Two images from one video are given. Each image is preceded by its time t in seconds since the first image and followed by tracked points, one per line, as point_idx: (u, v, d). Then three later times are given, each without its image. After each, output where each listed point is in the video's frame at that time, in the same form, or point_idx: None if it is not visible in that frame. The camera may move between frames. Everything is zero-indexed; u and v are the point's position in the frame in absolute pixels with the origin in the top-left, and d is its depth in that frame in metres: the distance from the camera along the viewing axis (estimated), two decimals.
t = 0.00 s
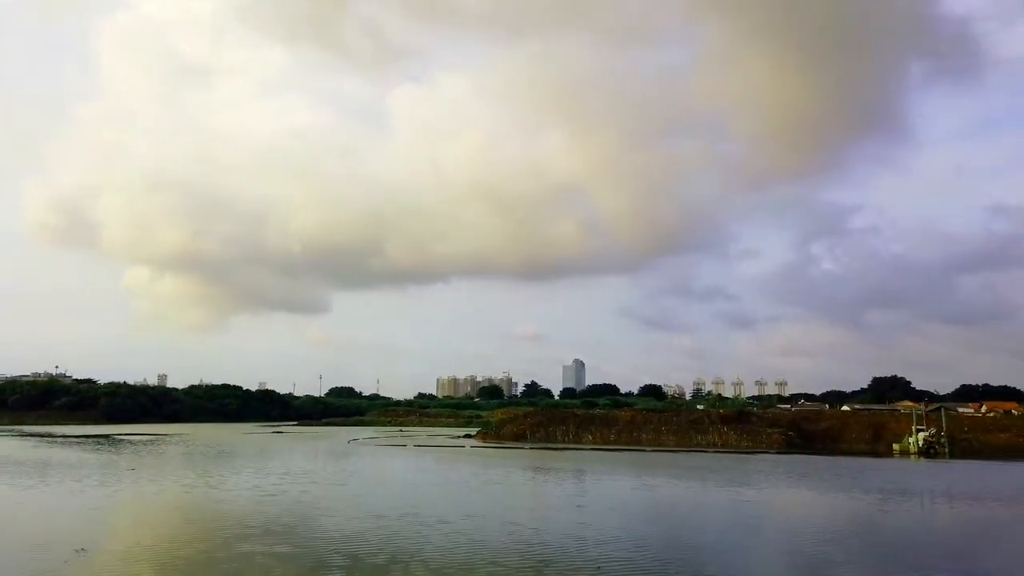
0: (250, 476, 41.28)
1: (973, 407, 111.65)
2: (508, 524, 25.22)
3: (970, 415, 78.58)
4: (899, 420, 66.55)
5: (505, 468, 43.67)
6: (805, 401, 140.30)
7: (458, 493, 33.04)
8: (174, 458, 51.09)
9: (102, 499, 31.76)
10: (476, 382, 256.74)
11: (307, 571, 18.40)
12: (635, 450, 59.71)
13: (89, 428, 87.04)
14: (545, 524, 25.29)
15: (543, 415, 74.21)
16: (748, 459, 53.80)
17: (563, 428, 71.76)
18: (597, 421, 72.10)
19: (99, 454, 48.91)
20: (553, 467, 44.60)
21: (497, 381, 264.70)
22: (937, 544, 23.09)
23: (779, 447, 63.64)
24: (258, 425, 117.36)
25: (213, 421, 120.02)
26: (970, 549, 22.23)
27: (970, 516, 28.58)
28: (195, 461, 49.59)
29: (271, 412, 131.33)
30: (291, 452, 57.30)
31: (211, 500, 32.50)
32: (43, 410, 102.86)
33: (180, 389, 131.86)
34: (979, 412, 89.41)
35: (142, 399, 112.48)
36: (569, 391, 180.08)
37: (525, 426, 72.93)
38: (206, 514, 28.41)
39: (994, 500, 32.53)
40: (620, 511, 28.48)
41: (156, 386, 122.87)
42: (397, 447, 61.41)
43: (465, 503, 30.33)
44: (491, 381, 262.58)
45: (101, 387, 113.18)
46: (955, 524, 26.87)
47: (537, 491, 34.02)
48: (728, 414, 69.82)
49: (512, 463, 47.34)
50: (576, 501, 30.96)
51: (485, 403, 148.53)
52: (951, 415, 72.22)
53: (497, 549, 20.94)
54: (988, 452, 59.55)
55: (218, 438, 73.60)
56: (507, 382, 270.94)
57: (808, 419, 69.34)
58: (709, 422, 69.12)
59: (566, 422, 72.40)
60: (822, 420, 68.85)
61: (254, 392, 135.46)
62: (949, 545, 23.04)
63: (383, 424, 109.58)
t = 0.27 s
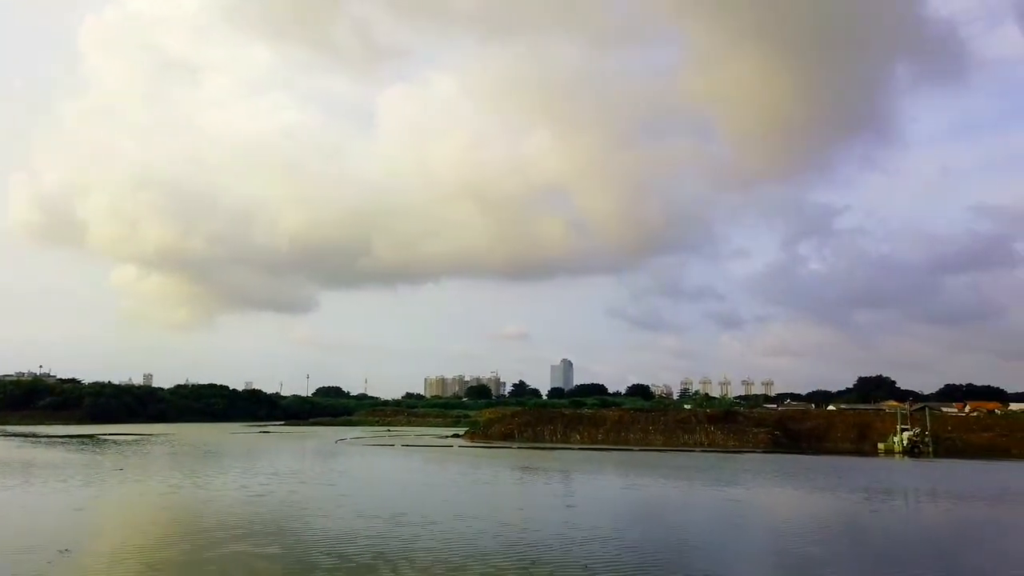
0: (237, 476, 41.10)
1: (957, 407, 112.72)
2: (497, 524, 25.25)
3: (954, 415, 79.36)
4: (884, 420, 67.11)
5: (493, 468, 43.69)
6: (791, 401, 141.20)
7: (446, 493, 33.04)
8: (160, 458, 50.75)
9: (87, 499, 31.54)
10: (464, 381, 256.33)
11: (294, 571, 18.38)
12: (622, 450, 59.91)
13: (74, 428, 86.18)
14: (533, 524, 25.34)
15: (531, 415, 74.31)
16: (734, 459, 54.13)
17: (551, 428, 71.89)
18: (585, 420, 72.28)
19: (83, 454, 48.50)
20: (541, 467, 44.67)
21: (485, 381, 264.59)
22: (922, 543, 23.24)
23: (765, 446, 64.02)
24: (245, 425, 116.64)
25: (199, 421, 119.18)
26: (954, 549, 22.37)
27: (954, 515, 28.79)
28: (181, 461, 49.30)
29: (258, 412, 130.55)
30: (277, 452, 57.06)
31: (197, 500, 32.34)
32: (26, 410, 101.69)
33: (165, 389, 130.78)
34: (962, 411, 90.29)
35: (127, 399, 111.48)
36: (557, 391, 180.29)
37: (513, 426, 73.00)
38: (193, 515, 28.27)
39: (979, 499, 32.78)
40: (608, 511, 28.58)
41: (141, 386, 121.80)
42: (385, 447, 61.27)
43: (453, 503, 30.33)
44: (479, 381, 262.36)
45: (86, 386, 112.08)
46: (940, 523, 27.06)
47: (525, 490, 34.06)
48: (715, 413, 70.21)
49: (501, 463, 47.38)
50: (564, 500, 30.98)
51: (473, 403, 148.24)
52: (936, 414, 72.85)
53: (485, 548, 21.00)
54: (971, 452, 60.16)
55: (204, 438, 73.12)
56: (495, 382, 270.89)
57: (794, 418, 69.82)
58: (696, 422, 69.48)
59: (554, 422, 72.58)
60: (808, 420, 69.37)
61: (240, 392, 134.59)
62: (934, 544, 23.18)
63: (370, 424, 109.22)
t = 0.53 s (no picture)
0: (226, 476, 40.94)
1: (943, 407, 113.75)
2: (488, 524, 25.29)
3: (939, 414, 80.21)
4: (871, 419, 67.66)
5: (483, 468, 43.72)
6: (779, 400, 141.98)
7: (437, 493, 33.05)
8: (147, 458, 50.43)
9: (74, 500, 31.32)
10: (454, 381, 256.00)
11: (284, 572, 18.36)
12: (612, 450, 60.03)
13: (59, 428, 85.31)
14: (524, 523, 25.41)
15: (521, 414, 74.38)
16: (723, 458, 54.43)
17: (541, 427, 71.98)
18: (574, 420, 72.42)
19: (70, 454, 48.14)
20: (531, 466, 44.74)
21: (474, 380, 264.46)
22: (913, 542, 23.42)
23: (753, 446, 64.33)
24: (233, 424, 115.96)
25: (187, 421, 118.37)
26: (944, 548, 22.57)
27: (943, 514, 29.03)
28: (169, 461, 49.02)
29: (246, 412, 129.80)
30: (266, 452, 56.82)
31: (185, 501, 32.19)
32: (11, 410, 100.63)
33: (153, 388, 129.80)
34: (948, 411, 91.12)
35: (114, 398, 110.54)
36: (547, 390, 180.41)
37: (503, 425, 73.03)
38: (181, 515, 28.15)
39: (967, 499, 33.09)
40: (598, 510, 28.68)
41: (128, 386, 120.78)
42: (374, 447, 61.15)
43: (444, 502, 30.35)
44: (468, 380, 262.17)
45: (72, 386, 111.03)
46: (929, 522, 27.28)
47: (515, 490, 34.13)
48: (704, 413, 70.55)
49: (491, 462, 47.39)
50: (555, 500, 31.04)
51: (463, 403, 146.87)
52: (922, 414, 73.53)
53: (475, 548, 21.04)
54: (957, 451, 60.79)
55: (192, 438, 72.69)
56: (485, 381, 270.78)
57: (782, 418, 70.25)
58: (685, 421, 69.78)
59: (544, 421, 72.65)
60: (796, 420, 69.81)
61: (228, 392, 133.75)
62: (924, 543, 23.36)
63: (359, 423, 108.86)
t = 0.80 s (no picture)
0: (212, 476, 40.89)
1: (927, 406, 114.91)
2: (476, 524, 25.48)
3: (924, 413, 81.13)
4: (856, 419, 68.37)
5: (471, 468, 43.88)
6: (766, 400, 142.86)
7: (425, 493, 33.17)
8: (133, 458, 50.21)
9: (58, 500, 31.20)
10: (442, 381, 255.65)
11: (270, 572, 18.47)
12: (599, 449, 60.31)
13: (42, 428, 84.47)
14: (512, 523, 25.69)
15: (509, 414, 74.56)
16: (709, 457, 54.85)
17: (529, 427, 72.15)
18: (562, 420, 72.65)
19: (54, 454, 47.79)
20: (519, 466, 44.93)
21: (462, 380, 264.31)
22: (897, 541, 23.76)
23: (739, 445, 64.82)
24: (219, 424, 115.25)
25: (172, 421, 117.59)
26: (927, 547, 22.91)
27: (927, 513, 29.45)
28: (154, 461, 48.80)
29: (232, 412, 129.05)
30: (252, 451, 56.65)
31: (172, 501, 32.18)
32: None
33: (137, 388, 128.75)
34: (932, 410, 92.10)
35: (98, 398, 109.57)
36: (535, 391, 180.47)
37: (491, 425, 73.17)
38: (167, 516, 28.13)
39: (949, 497, 33.68)
40: (586, 510, 28.91)
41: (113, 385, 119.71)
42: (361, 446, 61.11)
43: (431, 503, 30.47)
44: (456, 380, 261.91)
45: (56, 386, 109.94)
46: (912, 521, 27.67)
47: (503, 490, 34.34)
48: (690, 412, 71.03)
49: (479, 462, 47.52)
50: (544, 500, 31.24)
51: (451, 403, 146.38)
52: (906, 413, 74.44)
53: (463, 548, 21.23)
54: (940, 450, 61.61)
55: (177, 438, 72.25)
56: (473, 381, 270.57)
57: (769, 418, 70.82)
58: (671, 420, 70.22)
59: (531, 421, 72.87)
60: (782, 419, 70.43)
61: (214, 392, 132.87)
62: (907, 542, 23.70)
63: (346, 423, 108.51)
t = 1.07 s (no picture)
0: (191, 477, 40.51)
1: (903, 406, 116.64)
2: (456, 524, 25.54)
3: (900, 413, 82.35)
4: (834, 419, 69.26)
5: (453, 468, 43.89)
6: (746, 400, 144.24)
7: (406, 494, 33.14)
8: (110, 459, 49.63)
9: (32, 502, 30.80)
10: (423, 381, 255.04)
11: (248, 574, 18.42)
12: (581, 449, 60.59)
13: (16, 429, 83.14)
14: (492, 523, 25.77)
15: (490, 414, 74.62)
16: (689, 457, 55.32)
17: (511, 427, 72.27)
18: (544, 420, 72.86)
19: (28, 455, 47.13)
20: (500, 466, 45.02)
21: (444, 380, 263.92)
22: (873, 540, 24.13)
23: (720, 445, 65.39)
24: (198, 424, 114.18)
25: (150, 422, 116.28)
26: (903, 545, 23.27)
27: (903, 511, 29.98)
28: (132, 462, 48.30)
29: (211, 412, 127.85)
30: (232, 452, 56.19)
31: (150, 503, 31.89)
32: None
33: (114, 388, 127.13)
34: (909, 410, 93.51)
35: (74, 398, 108.08)
36: (517, 391, 180.67)
37: (472, 425, 73.18)
38: (145, 517, 27.88)
39: (923, 496, 34.29)
40: (567, 510, 29.09)
41: (89, 385, 118.12)
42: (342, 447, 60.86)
43: (413, 503, 30.47)
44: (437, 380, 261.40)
45: (31, 385, 108.23)
46: (889, 520, 28.11)
47: (485, 490, 34.42)
48: (671, 411, 71.56)
49: (460, 462, 47.54)
50: (525, 500, 31.36)
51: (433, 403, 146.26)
52: (883, 412, 75.56)
53: (443, 548, 21.32)
54: (916, 449, 62.60)
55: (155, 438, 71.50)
56: (454, 381, 270.19)
57: (748, 417, 71.53)
58: (652, 420, 70.67)
59: (513, 421, 73.02)
60: (761, 419, 71.16)
61: (193, 392, 131.57)
62: (884, 541, 24.07)
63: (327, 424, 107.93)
